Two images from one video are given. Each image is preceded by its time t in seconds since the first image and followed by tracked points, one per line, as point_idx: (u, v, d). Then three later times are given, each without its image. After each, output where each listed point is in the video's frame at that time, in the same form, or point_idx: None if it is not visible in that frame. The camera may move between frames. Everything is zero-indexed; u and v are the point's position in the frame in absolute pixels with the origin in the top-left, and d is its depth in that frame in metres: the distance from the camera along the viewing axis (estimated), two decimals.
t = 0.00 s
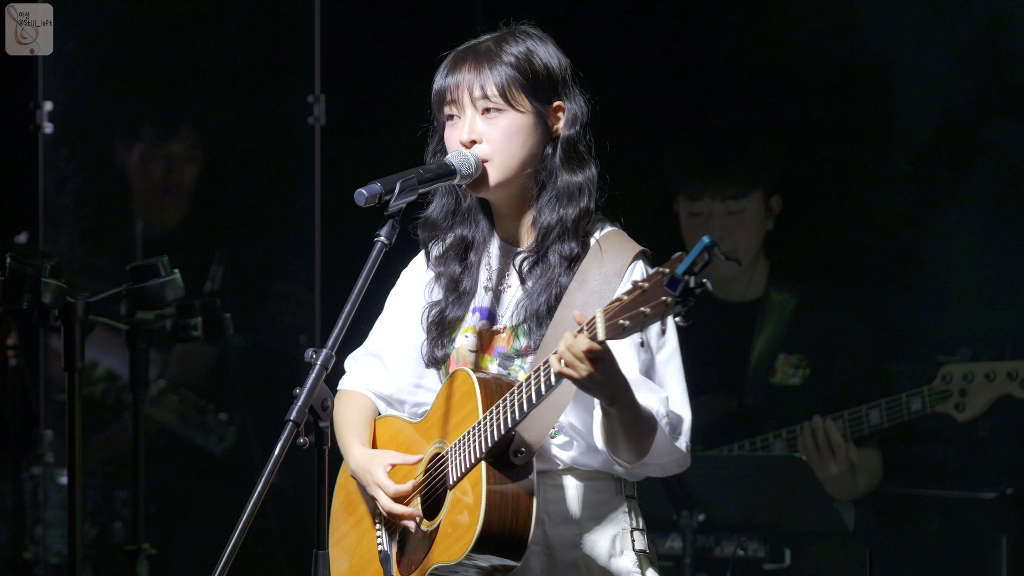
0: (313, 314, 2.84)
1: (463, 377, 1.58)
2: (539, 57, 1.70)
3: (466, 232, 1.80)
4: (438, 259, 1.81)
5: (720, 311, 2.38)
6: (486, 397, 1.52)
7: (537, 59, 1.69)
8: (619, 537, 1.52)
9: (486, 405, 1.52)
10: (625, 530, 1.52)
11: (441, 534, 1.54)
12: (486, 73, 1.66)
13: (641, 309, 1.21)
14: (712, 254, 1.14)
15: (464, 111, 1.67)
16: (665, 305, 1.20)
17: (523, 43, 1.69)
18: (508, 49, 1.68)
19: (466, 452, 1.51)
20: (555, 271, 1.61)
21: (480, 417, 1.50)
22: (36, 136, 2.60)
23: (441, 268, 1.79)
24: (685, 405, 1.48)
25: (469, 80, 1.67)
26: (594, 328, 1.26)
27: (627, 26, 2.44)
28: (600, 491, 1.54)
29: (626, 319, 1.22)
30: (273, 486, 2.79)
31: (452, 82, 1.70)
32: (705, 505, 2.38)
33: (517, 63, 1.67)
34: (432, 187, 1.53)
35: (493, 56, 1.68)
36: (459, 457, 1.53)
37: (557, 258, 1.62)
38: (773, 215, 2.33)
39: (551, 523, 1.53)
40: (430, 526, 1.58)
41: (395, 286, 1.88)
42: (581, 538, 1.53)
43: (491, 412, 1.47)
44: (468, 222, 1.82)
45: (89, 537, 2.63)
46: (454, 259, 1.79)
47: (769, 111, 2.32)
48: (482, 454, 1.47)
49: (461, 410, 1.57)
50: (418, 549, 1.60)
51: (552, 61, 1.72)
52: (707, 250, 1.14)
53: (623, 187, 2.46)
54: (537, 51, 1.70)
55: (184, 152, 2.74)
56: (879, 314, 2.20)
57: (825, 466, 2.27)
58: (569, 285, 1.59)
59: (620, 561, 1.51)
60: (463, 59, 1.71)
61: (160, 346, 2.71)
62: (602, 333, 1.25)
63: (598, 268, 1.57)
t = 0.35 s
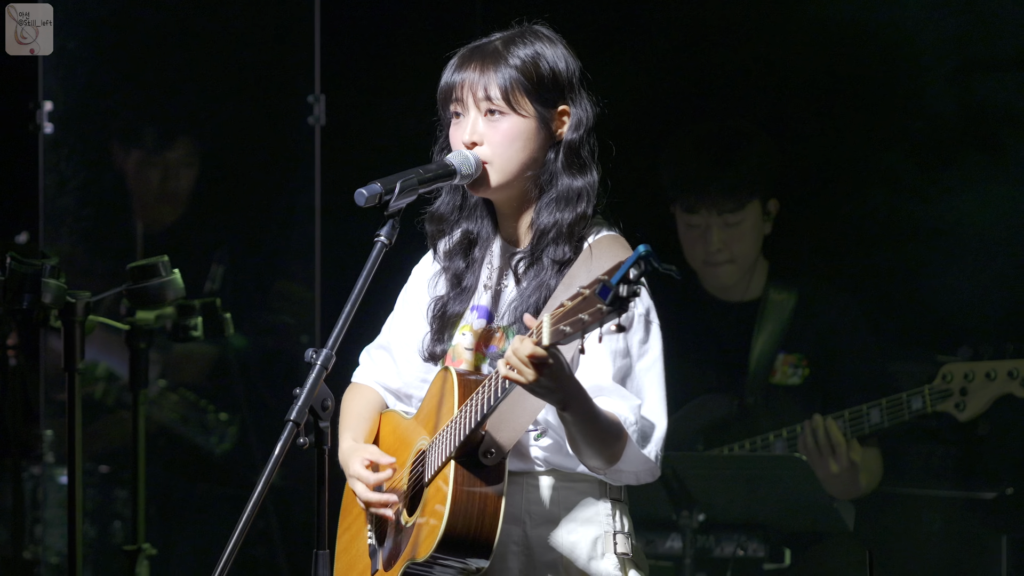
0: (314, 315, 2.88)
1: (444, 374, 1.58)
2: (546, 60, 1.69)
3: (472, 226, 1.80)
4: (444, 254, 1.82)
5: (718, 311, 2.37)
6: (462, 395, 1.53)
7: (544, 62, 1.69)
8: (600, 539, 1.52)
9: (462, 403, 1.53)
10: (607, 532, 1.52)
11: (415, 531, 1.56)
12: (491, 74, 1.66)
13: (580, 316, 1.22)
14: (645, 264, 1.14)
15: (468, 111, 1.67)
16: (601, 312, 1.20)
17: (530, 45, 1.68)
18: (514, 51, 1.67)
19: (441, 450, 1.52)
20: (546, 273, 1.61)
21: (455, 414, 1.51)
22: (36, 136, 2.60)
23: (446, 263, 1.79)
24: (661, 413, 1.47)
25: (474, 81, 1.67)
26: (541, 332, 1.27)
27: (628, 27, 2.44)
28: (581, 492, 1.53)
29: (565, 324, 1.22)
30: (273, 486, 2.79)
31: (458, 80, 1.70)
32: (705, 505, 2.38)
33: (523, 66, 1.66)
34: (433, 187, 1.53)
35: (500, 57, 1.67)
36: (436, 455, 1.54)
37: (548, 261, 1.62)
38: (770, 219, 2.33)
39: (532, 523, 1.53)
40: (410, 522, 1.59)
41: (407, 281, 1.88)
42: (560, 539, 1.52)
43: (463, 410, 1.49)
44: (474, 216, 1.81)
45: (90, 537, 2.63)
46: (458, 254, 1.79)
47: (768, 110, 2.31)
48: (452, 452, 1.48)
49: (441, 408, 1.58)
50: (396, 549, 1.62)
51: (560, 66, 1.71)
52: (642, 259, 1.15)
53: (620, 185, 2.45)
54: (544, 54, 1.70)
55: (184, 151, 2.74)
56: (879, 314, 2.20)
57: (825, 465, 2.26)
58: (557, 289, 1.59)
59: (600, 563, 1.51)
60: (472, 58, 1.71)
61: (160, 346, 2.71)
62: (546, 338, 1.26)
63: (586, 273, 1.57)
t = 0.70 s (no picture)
0: (314, 314, 2.88)
1: (442, 377, 1.58)
2: (549, 62, 1.69)
3: (467, 224, 1.80)
4: (439, 252, 1.81)
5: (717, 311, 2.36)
6: (461, 400, 1.53)
7: (548, 65, 1.69)
8: (591, 540, 1.52)
9: (461, 408, 1.53)
10: (598, 532, 1.52)
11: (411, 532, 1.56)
12: (496, 74, 1.65)
13: (599, 327, 1.23)
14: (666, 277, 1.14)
15: (470, 111, 1.66)
16: (622, 324, 1.21)
17: (534, 46, 1.68)
18: (519, 52, 1.67)
19: (440, 453, 1.52)
20: (545, 276, 1.62)
21: (455, 417, 1.51)
22: (36, 136, 2.59)
23: (440, 261, 1.79)
24: (661, 420, 1.46)
25: (478, 80, 1.66)
26: (556, 341, 1.28)
27: (629, 27, 2.43)
28: (573, 492, 1.53)
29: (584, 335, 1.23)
30: (273, 486, 2.79)
31: (462, 79, 1.69)
32: (704, 505, 2.37)
33: (528, 68, 1.66)
34: (432, 187, 1.52)
35: (504, 58, 1.67)
36: (433, 458, 1.54)
37: (548, 264, 1.63)
38: (771, 222, 2.32)
39: (523, 523, 1.53)
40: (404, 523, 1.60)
41: (392, 278, 1.88)
42: (552, 539, 1.52)
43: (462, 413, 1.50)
44: (471, 215, 1.81)
45: (90, 537, 2.62)
46: (453, 253, 1.78)
47: (768, 110, 2.30)
48: (454, 455, 1.49)
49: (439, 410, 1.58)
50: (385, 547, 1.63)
51: (562, 68, 1.72)
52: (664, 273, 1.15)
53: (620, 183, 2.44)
54: (548, 56, 1.70)
55: (184, 152, 2.74)
56: (878, 316, 2.20)
57: (825, 465, 2.26)
58: (556, 291, 1.60)
59: (590, 563, 1.51)
60: (474, 58, 1.70)
61: (159, 347, 2.71)
62: (562, 347, 1.27)
63: (585, 277, 1.58)
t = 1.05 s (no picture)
0: (314, 313, 2.90)
1: (458, 381, 1.59)
2: (536, 56, 1.70)
3: (454, 227, 1.80)
4: (423, 256, 1.80)
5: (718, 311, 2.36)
6: (485, 413, 1.54)
7: (535, 58, 1.70)
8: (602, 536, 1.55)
9: (485, 418, 1.54)
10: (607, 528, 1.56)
11: (437, 536, 1.57)
12: (486, 71, 1.66)
13: (682, 329, 1.23)
14: (753, 278, 1.14)
15: (466, 110, 1.66)
16: (707, 325, 1.21)
17: (520, 41, 1.69)
18: (506, 47, 1.68)
19: (465, 460, 1.53)
20: (551, 271, 1.63)
21: (483, 424, 1.52)
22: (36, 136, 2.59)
23: (426, 265, 1.78)
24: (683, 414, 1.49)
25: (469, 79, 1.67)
26: (628, 344, 1.29)
27: (628, 26, 2.42)
28: (584, 489, 1.56)
29: (665, 338, 1.24)
30: (273, 485, 2.79)
31: (450, 80, 1.69)
32: (704, 505, 2.36)
33: (517, 62, 1.67)
34: (432, 186, 1.52)
35: (492, 55, 1.68)
36: (455, 464, 1.55)
37: (553, 258, 1.64)
38: (773, 218, 2.30)
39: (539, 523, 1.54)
40: (423, 529, 1.61)
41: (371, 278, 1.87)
42: (567, 538, 1.54)
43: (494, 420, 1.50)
44: (454, 218, 1.82)
45: (90, 537, 2.63)
46: (440, 255, 1.78)
47: (768, 109, 2.30)
48: (487, 460, 1.50)
49: (456, 416, 1.59)
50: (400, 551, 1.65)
51: (548, 62, 1.72)
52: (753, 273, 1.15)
53: (620, 181, 2.44)
54: (534, 50, 1.71)
55: (184, 151, 2.75)
56: (879, 316, 2.20)
57: (825, 464, 2.26)
58: (565, 288, 1.61)
59: (604, 560, 1.55)
60: (462, 58, 1.70)
61: (160, 347, 2.71)
62: (639, 350, 1.28)
63: (594, 275, 1.60)
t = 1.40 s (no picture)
0: (314, 313, 2.87)
1: (477, 382, 1.59)
2: (523, 51, 1.71)
3: (452, 235, 1.78)
4: (420, 262, 1.80)
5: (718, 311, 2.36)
6: (510, 411, 1.55)
7: (522, 53, 1.70)
8: (615, 535, 1.57)
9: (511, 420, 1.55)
10: (620, 527, 1.57)
11: (460, 538, 1.58)
12: (475, 70, 1.67)
13: (740, 329, 1.30)
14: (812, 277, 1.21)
15: (455, 110, 1.66)
16: (765, 325, 1.29)
17: (506, 38, 1.70)
18: (492, 45, 1.69)
19: (495, 462, 1.55)
20: (558, 267, 1.64)
21: (510, 427, 1.54)
22: (36, 136, 2.59)
23: (426, 271, 1.77)
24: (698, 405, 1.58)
25: (458, 79, 1.67)
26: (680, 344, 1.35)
27: (629, 26, 2.42)
28: (597, 489, 1.58)
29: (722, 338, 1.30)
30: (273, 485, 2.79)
31: (439, 82, 1.70)
32: (704, 504, 2.36)
33: (504, 58, 1.67)
34: (433, 186, 1.52)
35: (479, 54, 1.68)
36: (482, 466, 1.57)
37: (560, 255, 1.65)
38: (774, 215, 2.30)
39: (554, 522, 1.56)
40: (445, 531, 1.61)
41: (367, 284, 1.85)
42: (582, 537, 1.56)
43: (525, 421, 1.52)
44: (452, 224, 1.80)
45: (90, 536, 2.64)
46: (440, 260, 1.77)
47: (769, 110, 2.30)
48: (517, 462, 1.52)
49: (479, 418, 1.60)
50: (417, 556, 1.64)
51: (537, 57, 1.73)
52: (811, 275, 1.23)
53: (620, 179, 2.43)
54: (521, 46, 1.71)
55: (185, 151, 2.75)
56: (879, 316, 2.20)
57: (826, 466, 2.25)
58: (576, 284, 1.63)
59: (619, 559, 1.56)
60: (449, 60, 1.71)
61: (160, 347, 2.71)
62: (693, 351, 1.34)
63: (602, 271, 1.62)
